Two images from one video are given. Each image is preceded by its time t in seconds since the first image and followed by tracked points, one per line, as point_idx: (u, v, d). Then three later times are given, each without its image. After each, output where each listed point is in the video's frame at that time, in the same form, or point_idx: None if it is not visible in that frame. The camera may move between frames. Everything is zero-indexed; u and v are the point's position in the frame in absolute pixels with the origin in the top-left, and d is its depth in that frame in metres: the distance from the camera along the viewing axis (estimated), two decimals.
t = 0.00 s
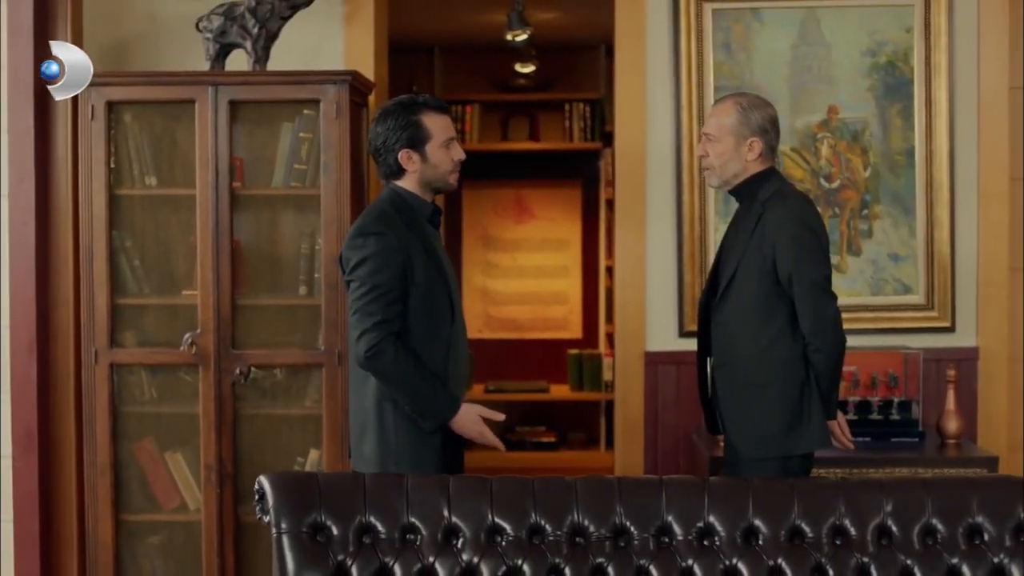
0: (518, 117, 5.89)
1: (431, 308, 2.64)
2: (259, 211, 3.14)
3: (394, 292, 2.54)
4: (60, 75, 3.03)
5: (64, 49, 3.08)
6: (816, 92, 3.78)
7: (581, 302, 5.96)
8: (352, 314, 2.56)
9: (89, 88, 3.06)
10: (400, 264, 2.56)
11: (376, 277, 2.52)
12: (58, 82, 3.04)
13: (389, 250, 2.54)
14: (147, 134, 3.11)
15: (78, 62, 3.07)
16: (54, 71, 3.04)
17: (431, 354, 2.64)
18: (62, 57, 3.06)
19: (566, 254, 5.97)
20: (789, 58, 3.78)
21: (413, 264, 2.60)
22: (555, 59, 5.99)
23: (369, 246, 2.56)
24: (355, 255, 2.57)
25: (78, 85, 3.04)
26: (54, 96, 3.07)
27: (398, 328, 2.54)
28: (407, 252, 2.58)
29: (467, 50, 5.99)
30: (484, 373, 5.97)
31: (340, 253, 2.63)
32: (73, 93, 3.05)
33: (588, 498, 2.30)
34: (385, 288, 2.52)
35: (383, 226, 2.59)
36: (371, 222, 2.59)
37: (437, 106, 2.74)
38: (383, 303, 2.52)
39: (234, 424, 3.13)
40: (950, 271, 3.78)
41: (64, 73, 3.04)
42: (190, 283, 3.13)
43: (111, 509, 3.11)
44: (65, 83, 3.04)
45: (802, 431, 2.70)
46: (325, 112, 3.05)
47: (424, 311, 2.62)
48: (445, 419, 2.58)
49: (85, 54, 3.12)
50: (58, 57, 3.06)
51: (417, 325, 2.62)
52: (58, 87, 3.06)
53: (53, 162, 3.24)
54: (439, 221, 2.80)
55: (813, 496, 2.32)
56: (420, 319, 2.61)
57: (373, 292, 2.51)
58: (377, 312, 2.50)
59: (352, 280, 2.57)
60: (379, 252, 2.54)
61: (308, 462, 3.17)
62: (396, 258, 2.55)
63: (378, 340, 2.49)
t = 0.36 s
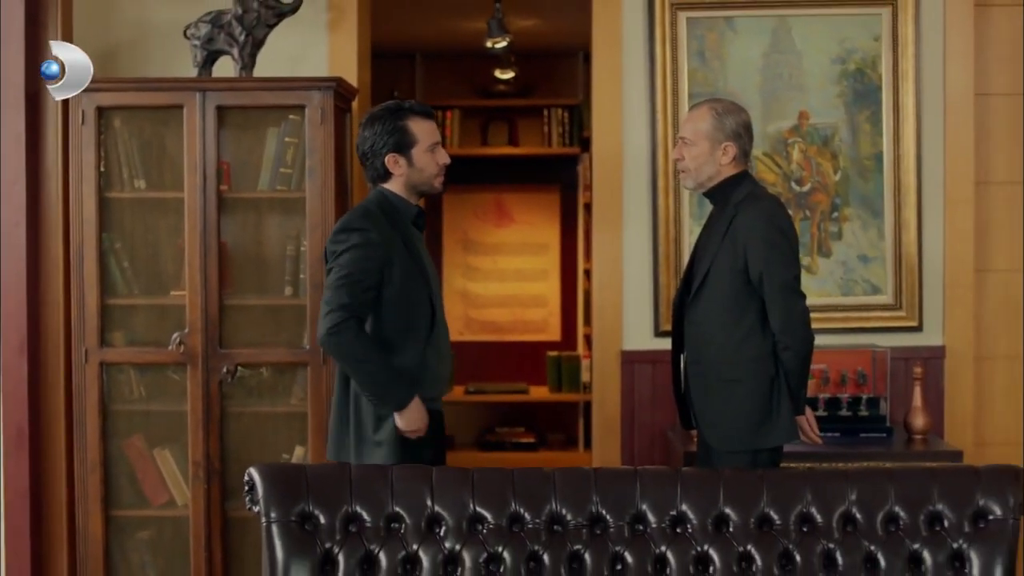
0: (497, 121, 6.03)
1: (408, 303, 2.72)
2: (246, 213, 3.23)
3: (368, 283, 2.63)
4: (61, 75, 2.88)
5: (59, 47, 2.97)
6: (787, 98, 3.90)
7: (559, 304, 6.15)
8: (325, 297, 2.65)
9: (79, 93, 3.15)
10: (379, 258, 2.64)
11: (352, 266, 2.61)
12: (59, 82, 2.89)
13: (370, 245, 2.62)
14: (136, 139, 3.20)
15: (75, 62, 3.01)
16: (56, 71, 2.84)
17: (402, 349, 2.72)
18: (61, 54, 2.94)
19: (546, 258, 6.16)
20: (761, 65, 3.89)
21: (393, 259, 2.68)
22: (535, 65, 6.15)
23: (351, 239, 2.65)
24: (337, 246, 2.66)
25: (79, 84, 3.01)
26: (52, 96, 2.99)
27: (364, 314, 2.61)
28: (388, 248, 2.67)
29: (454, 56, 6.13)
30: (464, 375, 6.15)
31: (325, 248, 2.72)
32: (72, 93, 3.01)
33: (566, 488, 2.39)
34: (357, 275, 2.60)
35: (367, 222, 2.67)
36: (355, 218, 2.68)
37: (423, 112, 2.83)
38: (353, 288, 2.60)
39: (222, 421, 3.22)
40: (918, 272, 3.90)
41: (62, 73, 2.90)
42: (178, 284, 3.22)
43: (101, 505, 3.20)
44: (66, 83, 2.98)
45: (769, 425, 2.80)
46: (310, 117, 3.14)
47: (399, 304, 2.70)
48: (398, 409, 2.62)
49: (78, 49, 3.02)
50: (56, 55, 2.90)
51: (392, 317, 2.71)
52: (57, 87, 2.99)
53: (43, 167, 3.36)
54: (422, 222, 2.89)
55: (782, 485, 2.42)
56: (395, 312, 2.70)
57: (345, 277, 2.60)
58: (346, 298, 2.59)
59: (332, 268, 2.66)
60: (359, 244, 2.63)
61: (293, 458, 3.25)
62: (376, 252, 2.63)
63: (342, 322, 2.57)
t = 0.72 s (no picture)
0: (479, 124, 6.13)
1: (381, 299, 2.78)
2: (235, 214, 3.32)
3: (338, 275, 2.71)
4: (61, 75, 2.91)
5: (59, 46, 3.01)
6: (762, 103, 4.01)
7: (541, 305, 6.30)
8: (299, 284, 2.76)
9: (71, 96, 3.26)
10: (358, 254, 2.72)
11: (324, 255, 2.70)
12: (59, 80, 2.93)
13: (351, 241, 2.71)
14: (127, 142, 3.30)
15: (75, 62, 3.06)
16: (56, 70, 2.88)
17: (371, 344, 2.79)
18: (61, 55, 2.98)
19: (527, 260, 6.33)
20: (737, 70, 4.00)
21: (372, 256, 2.76)
22: (517, 71, 6.28)
23: (333, 233, 2.73)
24: (320, 242, 2.75)
25: (79, 84, 3.08)
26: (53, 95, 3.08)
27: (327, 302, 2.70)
28: (369, 246, 2.75)
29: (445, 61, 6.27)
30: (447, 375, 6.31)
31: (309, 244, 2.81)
32: (73, 92, 3.09)
33: (546, 477, 2.48)
34: (328, 265, 2.69)
35: (351, 219, 2.76)
36: (339, 217, 2.76)
37: (410, 116, 2.92)
38: (322, 276, 2.69)
39: (211, 418, 3.31)
40: (889, 272, 4.01)
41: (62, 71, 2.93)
42: (168, 283, 3.31)
43: (92, 497, 3.29)
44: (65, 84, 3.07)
45: (745, 419, 2.88)
46: (297, 120, 3.24)
47: (369, 298, 2.77)
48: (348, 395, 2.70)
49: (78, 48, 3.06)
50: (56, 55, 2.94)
51: (360, 310, 2.77)
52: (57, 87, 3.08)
53: (35, 167, 3.47)
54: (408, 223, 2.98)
55: (753, 474, 2.52)
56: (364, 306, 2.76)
57: (316, 265, 2.70)
58: (313, 285, 2.69)
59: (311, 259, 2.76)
60: (340, 240, 2.71)
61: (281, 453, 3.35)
62: (355, 249, 2.71)
63: (303, 307, 2.67)
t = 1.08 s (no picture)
0: (461, 127, 6.22)
1: (375, 304, 2.88)
2: (222, 214, 3.43)
3: (343, 287, 2.80)
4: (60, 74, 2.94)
5: (59, 47, 3.05)
6: (736, 106, 4.12)
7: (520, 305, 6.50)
8: (303, 302, 2.83)
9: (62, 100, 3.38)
10: (347, 259, 2.81)
11: (328, 272, 2.79)
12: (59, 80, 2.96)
13: (337, 246, 2.80)
14: (116, 144, 3.41)
15: (75, 62, 3.11)
16: (55, 70, 2.92)
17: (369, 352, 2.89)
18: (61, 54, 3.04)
19: (507, 261, 6.51)
20: (713, 73, 4.11)
21: (360, 259, 2.85)
22: (499, 75, 6.41)
23: (320, 239, 2.81)
24: (307, 248, 2.83)
25: (79, 84, 3.13)
26: (53, 95, 3.13)
27: (339, 320, 2.79)
28: (354, 248, 2.83)
29: (428, 65, 6.39)
30: (428, 374, 6.50)
31: (296, 248, 2.89)
32: (72, 92, 3.14)
33: (526, 467, 2.57)
34: (333, 281, 2.78)
35: (335, 223, 2.84)
36: (324, 221, 2.84)
37: (391, 117, 3.00)
38: (331, 294, 2.78)
39: (199, 413, 3.42)
40: (861, 270, 4.12)
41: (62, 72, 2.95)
42: (157, 281, 3.43)
43: (83, 491, 3.41)
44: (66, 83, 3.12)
45: (719, 413, 2.98)
46: (283, 122, 3.36)
47: (367, 306, 2.87)
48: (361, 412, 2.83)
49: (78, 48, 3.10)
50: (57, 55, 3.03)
51: (360, 320, 2.86)
52: (57, 87, 3.13)
53: (26, 167, 3.56)
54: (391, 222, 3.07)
55: (726, 464, 2.61)
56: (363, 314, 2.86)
57: (323, 283, 2.78)
58: (324, 304, 2.77)
59: (305, 270, 2.83)
60: (330, 246, 2.80)
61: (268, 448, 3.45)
62: (346, 256, 2.80)
63: (323, 329, 2.76)
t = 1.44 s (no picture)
0: (446, 129, 6.32)
1: (366, 302, 2.97)
2: (212, 214, 3.56)
3: (335, 285, 2.89)
4: (60, 76, 3.30)
5: (59, 47, 3.28)
6: (715, 109, 4.22)
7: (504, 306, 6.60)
8: (297, 300, 2.91)
9: (55, 103, 3.49)
10: (339, 258, 2.89)
11: (320, 271, 2.87)
12: (58, 82, 3.32)
13: (328, 245, 2.88)
14: (108, 146, 3.54)
15: (75, 62, 3.33)
16: (55, 70, 3.27)
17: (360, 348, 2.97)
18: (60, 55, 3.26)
19: (491, 262, 6.61)
20: (692, 77, 4.21)
21: (350, 258, 2.93)
22: (483, 78, 6.51)
23: (311, 239, 2.89)
24: (298, 248, 2.91)
25: (79, 83, 3.38)
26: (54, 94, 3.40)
27: (335, 319, 2.88)
28: (344, 247, 2.92)
29: (413, 68, 6.49)
30: (413, 374, 6.58)
31: (286, 248, 2.97)
32: (72, 92, 3.39)
33: (509, 459, 2.65)
34: (327, 280, 2.87)
35: (323, 223, 2.92)
36: (313, 222, 2.92)
37: (375, 120, 3.08)
38: (326, 294, 2.86)
39: (190, 409, 3.54)
40: (836, 269, 4.22)
41: (61, 74, 3.31)
42: (147, 281, 3.56)
43: (75, 485, 3.53)
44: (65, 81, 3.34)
45: (695, 407, 3.07)
46: (272, 125, 3.48)
47: (358, 304, 2.95)
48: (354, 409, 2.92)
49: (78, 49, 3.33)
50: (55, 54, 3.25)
51: (352, 318, 2.94)
52: (58, 87, 3.38)
53: (19, 167, 3.64)
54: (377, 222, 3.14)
55: (702, 454, 2.68)
56: (355, 312, 2.94)
57: (318, 283, 2.86)
58: (319, 303, 2.86)
59: (297, 270, 2.91)
60: (320, 245, 2.88)
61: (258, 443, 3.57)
62: (337, 255, 2.88)
63: (320, 327, 2.84)
